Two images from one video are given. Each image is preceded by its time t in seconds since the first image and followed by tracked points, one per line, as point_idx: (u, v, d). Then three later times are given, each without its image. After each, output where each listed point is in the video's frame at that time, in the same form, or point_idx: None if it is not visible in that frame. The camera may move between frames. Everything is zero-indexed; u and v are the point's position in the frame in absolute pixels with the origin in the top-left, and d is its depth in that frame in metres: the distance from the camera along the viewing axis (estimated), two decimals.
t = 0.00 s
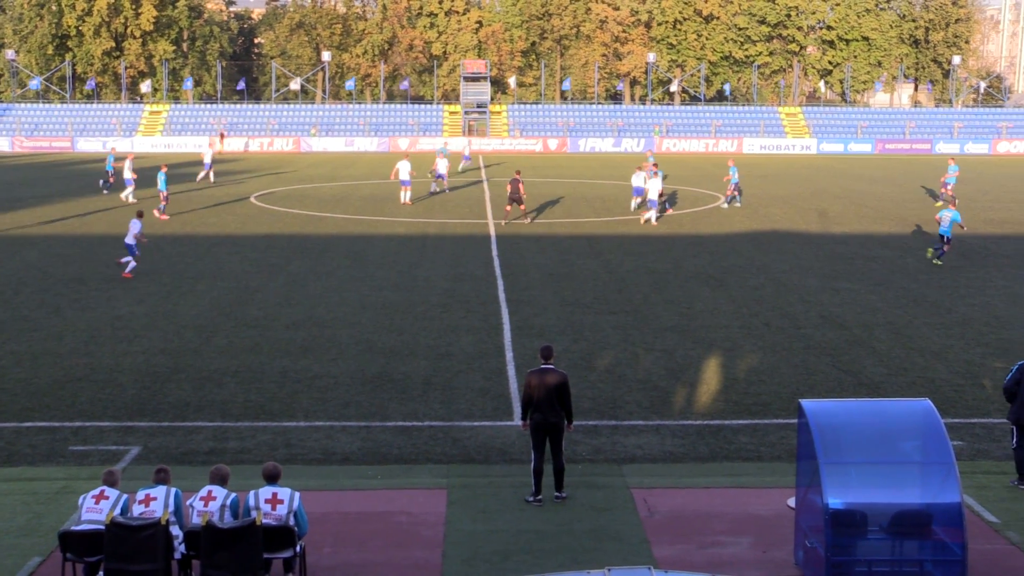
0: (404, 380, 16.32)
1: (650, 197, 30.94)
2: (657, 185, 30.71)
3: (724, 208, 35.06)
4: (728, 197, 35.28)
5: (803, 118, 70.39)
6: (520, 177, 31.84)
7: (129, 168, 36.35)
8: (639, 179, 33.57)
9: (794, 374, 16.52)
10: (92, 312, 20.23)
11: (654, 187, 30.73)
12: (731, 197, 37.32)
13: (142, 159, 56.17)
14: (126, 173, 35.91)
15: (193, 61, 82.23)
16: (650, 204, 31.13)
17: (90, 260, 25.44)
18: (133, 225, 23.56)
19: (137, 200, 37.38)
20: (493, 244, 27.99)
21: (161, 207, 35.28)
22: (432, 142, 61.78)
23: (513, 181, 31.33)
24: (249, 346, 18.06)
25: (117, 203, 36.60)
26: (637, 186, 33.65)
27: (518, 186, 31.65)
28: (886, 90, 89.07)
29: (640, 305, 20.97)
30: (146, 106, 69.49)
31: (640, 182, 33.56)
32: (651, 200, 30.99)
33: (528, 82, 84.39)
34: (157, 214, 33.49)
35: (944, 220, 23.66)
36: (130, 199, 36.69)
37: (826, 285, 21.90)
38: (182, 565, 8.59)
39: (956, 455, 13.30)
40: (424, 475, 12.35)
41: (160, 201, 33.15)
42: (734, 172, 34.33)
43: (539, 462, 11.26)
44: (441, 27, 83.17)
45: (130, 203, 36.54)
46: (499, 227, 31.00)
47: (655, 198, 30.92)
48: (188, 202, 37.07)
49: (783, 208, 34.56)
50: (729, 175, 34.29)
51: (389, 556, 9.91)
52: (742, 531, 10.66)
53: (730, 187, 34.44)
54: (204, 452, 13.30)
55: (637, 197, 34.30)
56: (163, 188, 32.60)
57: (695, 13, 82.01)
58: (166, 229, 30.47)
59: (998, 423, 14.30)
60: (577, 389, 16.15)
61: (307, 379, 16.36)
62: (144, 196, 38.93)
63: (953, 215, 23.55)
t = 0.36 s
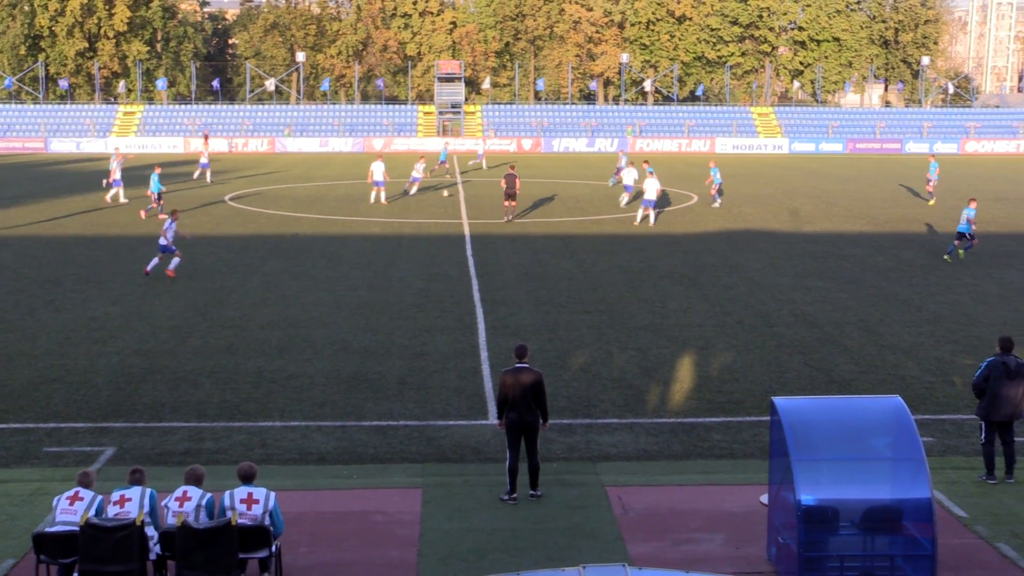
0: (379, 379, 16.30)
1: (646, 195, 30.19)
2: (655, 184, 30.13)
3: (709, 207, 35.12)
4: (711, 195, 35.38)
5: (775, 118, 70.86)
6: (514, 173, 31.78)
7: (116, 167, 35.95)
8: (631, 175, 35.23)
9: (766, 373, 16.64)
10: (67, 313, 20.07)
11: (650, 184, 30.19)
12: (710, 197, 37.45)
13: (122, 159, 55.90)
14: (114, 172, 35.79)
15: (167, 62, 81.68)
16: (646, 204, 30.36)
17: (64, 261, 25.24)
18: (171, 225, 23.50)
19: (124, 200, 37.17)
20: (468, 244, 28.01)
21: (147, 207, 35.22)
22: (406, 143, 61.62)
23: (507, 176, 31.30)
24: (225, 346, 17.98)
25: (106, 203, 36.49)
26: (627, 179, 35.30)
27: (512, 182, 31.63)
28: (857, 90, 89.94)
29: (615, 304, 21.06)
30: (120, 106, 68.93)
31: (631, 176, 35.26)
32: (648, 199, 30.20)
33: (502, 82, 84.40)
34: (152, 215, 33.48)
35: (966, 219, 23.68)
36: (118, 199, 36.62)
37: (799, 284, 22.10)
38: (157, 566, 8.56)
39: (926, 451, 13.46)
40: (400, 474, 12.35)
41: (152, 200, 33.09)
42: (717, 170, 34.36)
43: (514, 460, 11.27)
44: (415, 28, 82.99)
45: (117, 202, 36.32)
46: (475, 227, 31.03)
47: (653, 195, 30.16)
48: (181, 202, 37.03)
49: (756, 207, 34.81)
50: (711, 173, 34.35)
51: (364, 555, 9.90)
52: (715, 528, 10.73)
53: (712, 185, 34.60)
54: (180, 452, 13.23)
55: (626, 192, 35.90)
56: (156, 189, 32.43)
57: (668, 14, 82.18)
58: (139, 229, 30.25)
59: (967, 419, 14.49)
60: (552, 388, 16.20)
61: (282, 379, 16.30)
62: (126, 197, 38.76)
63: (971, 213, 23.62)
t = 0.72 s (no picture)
0: (341, 379, 16.25)
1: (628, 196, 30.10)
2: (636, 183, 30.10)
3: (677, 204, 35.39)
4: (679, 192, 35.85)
5: (733, 117, 71.48)
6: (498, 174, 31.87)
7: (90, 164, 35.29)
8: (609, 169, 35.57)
9: (725, 369, 16.81)
10: (24, 314, 19.77)
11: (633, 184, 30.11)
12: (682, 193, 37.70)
13: (84, 159, 55.14)
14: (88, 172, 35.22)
15: (126, 62, 80.69)
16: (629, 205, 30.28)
17: (22, 262, 24.88)
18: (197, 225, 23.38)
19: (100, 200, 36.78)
20: (429, 243, 27.98)
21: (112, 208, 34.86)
22: (367, 142, 61.58)
23: (490, 179, 31.33)
24: (186, 346, 17.82)
25: (76, 203, 36.20)
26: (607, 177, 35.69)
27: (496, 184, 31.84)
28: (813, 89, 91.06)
29: (575, 302, 21.14)
30: (78, 106, 67.86)
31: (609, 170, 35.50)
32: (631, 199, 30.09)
33: (462, 82, 84.21)
34: (130, 215, 33.24)
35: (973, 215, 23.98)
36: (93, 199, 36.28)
37: (757, 281, 22.34)
38: (117, 567, 8.47)
39: (882, 445, 13.68)
40: (362, 473, 12.32)
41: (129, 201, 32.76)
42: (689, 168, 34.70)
43: (476, 459, 11.29)
44: (375, 27, 82.44)
45: (91, 203, 36.01)
46: (436, 226, 30.99)
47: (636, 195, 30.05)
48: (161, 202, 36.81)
49: (714, 206, 35.10)
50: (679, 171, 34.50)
51: (327, 554, 9.87)
52: (675, 524, 10.84)
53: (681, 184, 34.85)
54: (141, 453, 13.09)
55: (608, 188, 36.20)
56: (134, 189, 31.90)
57: (627, 14, 82.63)
58: (96, 229, 29.88)
59: (922, 413, 14.74)
60: (513, 386, 16.25)
61: (244, 379, 16.19)
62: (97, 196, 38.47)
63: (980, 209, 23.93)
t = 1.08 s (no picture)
0: (285, 379, 16.12)
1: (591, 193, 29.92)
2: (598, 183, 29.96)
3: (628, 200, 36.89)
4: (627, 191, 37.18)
5: (673, 117, 72.25)
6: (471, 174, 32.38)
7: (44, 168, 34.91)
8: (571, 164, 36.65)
9: (666, 367, 17.02)
10: None
11: (595, 182, 29.96)
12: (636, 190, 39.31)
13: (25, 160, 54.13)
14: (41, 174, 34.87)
15: (63, 63, 79.15)
16: (592, 202, 30.05)
17: None
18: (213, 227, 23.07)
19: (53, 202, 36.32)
20: (372, 243, 27.87)
21: (54, 210, 34.17)
22: (309, 143, 60.95)
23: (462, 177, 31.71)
24: (127, 348, 17.53)
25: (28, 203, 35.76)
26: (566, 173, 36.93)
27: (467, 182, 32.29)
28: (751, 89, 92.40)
29: (518, 301, 21.23)
30: (13, 108, 66.07)
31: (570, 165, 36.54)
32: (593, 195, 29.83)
33: (404, 82, 83.81)
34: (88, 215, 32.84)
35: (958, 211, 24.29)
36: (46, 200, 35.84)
37: (697, 279, 22.63)
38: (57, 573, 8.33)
39: (820, 440, 13.97)
40: (306, 473, 12.26)
41: (86, 203, 32.22)
42: (644, 168, 36.98)
43: (420, 459, 11.29)
44: (317, 28, 81.55)
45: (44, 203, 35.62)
46: (379, 226, 30.85)
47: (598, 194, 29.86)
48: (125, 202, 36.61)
49: (656, 205, 35.47)
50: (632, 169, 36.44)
51: (271, 556, 9.81)
52: (618, 520, 10.96)
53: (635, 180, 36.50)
54: (82, 457, 12.85)
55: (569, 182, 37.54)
56: (89, 191, 31.03)
57: (567, 14, 83.02)
58: (34, 232, 29.23)
59: (858, 407, 15.07)
60: (456, 386, 16.26)
61: (187, 380, 15.98)
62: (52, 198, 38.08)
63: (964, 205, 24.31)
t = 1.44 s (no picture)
0: (218, 383, 15.92)
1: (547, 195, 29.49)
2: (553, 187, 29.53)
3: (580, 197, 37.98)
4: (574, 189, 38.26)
5: (604, 119, 72.85)
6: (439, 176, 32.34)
7: None
8: (525, 163, 37.33)
9: (598, 366, 17.21)
10: None
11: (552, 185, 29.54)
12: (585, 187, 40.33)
13: None
14: None
15: None
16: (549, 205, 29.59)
17: None
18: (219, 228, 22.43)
19: None
20: (306, 245, 27.64)
21: None
22: (241, 146, 60.15)
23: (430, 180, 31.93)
24: (57, 354, 17.14)
25: None
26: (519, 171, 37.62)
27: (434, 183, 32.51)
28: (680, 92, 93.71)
29: (453, 303, 21.24)
30: None
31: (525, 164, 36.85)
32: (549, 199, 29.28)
33: (336, 85, 83.20)
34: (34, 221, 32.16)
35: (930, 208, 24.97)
36: None
37: (629, 279, 22.90)
38: None
39: (750, 435, 14.26)
40: (242, 477, 12.14)
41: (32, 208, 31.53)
42: (594, 164, 37.56)
43: (356, 460, 11.27)
44: (248, 32, 79.91)
45: None
46: (313, 229, 30.60)
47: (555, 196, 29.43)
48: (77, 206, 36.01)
49: (587, 205, 35.75)
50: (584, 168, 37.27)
51: (206, 561, 9.69)
52: (552, 518, 11.07)
53: (585, 179, 37.23)
54: (11, 465, 12.54)
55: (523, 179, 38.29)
56: (37, 195, 30.46)
57: (498, 18, 82.95)
58: None
59: (787, 404, 15.40)
60: (391, 387, 16.23)
61: (119, 386, 15.68)
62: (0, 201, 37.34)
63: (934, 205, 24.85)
